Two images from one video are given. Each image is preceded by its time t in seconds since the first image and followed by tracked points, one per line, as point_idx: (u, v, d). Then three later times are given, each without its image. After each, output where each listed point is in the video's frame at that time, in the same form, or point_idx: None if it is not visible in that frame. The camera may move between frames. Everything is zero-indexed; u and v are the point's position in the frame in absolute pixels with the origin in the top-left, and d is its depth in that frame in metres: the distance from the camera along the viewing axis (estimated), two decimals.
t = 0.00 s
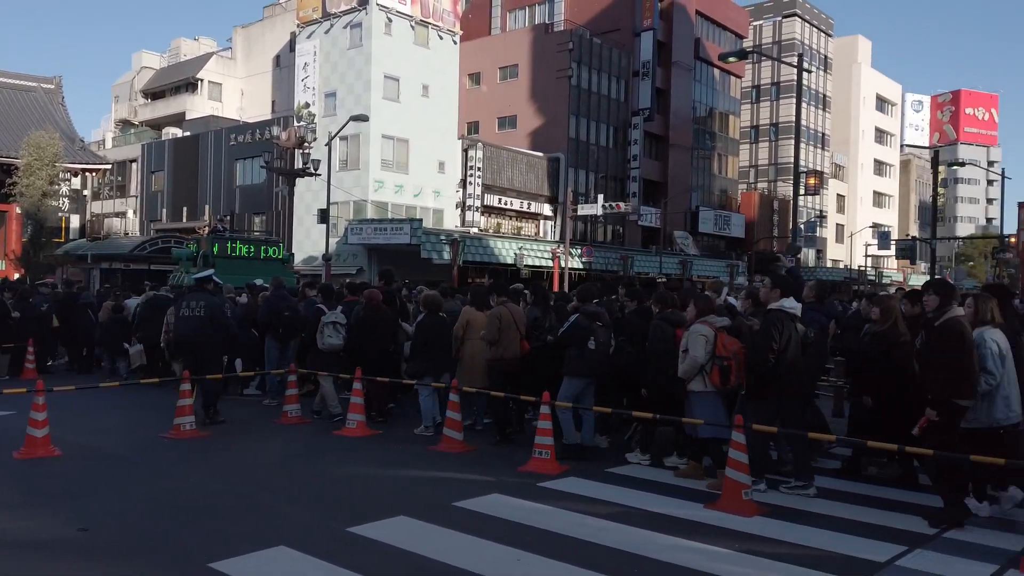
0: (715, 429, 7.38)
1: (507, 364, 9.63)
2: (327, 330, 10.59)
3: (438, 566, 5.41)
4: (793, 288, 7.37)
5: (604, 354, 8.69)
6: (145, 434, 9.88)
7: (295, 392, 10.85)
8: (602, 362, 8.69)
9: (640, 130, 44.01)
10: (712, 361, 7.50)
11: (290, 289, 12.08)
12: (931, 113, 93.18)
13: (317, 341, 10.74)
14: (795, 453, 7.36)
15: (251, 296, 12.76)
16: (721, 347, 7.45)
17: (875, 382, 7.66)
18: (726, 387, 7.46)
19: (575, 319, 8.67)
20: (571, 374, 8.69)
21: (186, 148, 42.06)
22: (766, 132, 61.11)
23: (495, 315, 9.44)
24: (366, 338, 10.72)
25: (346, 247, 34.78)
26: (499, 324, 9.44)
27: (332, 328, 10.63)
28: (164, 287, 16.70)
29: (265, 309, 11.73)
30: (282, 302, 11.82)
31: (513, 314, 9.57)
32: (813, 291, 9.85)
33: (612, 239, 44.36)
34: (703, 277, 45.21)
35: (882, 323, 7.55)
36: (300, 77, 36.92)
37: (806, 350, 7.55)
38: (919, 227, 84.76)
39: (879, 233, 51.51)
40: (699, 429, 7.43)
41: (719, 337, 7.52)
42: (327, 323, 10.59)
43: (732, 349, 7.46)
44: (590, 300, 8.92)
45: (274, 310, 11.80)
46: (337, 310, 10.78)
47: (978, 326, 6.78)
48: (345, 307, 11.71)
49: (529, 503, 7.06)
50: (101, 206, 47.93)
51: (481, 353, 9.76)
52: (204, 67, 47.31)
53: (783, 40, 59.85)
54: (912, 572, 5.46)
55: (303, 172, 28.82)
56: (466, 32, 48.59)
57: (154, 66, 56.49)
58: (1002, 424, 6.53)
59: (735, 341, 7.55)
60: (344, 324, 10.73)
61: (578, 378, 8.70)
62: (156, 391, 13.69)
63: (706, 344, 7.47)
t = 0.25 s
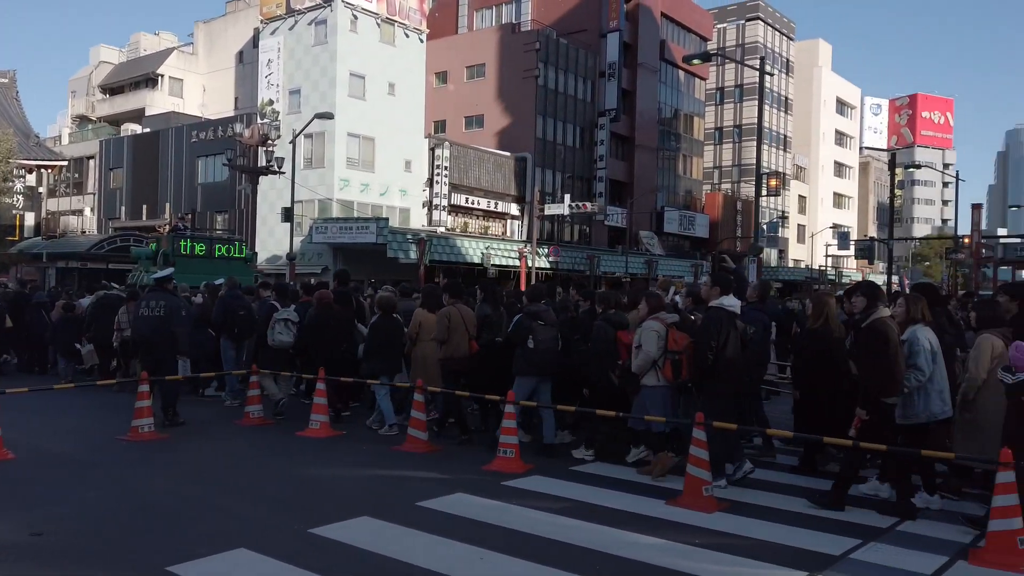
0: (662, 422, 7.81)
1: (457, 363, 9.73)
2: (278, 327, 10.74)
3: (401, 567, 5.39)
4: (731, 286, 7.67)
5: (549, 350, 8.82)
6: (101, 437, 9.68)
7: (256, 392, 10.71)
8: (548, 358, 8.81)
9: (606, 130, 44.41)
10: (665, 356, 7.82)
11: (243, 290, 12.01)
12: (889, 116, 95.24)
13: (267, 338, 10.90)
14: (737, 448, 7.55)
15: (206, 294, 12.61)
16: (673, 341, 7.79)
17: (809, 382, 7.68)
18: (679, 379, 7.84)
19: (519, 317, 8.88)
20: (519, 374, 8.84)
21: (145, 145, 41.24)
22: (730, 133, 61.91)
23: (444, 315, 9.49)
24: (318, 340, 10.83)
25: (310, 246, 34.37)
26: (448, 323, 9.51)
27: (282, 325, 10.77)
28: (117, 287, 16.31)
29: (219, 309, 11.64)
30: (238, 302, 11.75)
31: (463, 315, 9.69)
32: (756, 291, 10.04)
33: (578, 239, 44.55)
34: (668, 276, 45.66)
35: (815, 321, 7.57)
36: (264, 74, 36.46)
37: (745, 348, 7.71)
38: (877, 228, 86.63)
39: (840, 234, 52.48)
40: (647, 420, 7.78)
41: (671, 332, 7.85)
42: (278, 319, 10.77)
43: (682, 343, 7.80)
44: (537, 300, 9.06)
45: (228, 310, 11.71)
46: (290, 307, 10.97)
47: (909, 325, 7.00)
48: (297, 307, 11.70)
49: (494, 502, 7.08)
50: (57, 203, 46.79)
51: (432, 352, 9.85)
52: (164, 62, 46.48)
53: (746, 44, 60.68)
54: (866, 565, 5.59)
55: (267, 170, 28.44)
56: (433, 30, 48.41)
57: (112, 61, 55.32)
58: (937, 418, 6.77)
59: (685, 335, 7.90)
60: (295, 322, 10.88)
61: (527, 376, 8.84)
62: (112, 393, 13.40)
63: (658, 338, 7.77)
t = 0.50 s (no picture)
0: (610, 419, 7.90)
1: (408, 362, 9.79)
2: (224, 327, 10.88)
3: (363, 566, 5.38)
4: (677, 284, 7.71)
5: (491, 348, 8.90)
6: (57, 439, 9.47)
7: (217, 394, 10.57)
8: (493, 356, 8.89)
9: (573, 131, 44.64)
10: (616, 353, 7.93)
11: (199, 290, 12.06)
12: (849, 120, 97.08)
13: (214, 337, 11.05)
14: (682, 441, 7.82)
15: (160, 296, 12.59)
16: (624, 339, 7.92)
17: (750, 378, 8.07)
18: (630, 376, 7.92)
19: (463, 317, 9.09)
20: (466, 372, 8.98)
21: (103, 141, 40.40)
22: (694, 134, 62.60)
23: (396, 311, 9.50)
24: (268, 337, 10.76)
25: (274, 245, 33.98)
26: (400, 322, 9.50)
27: (229, 326, 10.93)
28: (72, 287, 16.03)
29: (175, 308, 11.75)
30: (194, 302, 11.85)
31: (413, 313, 9.64)
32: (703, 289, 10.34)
33: (545, 238, 44.66)
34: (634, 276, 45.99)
35: (755, 318, 7.91)
36: (226, 70, 35.93)
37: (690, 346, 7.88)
38: (837, 228, 88.26)
39: (801, 234, 53.35)
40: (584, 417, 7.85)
41: (622, 330, 7.98)
42: (225, 319, 10.90)
43: (634, 340, 7.91)
44: (483, 299, 9.20)
45: (184, 309, 11.79)
46: (238, 308, 11.16)
47: (842, 324, 7.16)
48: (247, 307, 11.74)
49: (459, 501, 7.07)
50: (11, 200, 45.63)
51: (381, 349, 10.01)
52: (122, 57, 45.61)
53: (710, 46, 61.40)
54: (821, 557, 5.72)
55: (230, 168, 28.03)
56: (399, 29, 48.17)
57: (69, 55, 54.13)
58: (864, 412, 7.07)
59: (636, 333, 8.01)
60: (242, 321, 11.03)
61: (469, 374, 8.96)
62: (68, 394, 13.13)
63: (610, 336, 7.93)
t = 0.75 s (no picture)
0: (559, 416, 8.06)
1: (359, 360, 9.79)
2: (165, 327, 10.80)
3: (323, 566, 5.35)
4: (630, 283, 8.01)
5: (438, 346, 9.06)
6: (7, 442, 9.22)
7: (176, 394, 10.39)
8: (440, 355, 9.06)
9: (539, 131, 44.96)
10: (564, 353, 8.12)
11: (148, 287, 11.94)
12: (809, 122, 98.82)
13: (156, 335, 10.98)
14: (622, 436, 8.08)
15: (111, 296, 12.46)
16: (571, 339, 8.09)
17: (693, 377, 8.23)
18: (577, 375, 8.10)
19: (410, 316, 9.10)
20: (414, 369, 9.11)
21: (58, 137, 39.45)
22: (658, 135, 63.16)
23: (347, 311, 9.59)
24: (211, 338, 10.73)
25: (235, 243, 33.49)
26: (350, 322, 9.60)
27: (170, 325, 10.83)
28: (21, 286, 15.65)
29: (124, 307, 11.66)
30: (144, 301, 11.77)
31: (364, 310, 9.74)
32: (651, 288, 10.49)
33: (511, 238, 44.68)
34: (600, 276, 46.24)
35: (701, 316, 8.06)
36: (186, 66, 35.27)
37: (638, 344, 8.08)
38: (797, 228, 89.76)
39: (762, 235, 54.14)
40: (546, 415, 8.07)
41: (570, 330, 8.16)
42: (166, 319, 10.82)
43: (581, 341, 8.10)
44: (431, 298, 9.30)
45: (135, 309, 11.70)
46: (181, 308, 11.00)
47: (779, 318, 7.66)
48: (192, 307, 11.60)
49: (421, 501, 7.05)
50: None
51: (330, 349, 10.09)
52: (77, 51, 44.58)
53: (674, 48, 62.00)
54: (777, 551, 5.83)
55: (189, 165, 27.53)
56: (363, 26, 47.81)
57: (22, 48, 52.74)
58: (788, 404, 7.47)
59: (584, 333, 8.21)
60: (185, 321, 10.90)
61: (419, 372, 9.12)
62: (18, 395, 12.78)
63: (557, 336, 8.11)
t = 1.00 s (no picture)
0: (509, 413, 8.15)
1: (303, 359, 9.92)
2: (109, 326, 10.82)
3: (284, 568, 5.30)
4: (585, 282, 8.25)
5: (391, 346, 9.11)
6: None
7: (133, 396, 10.18)
8: (392, 354, 9.11)
9: (505, 130, 44.54)
10: (513, 351, 8.25)
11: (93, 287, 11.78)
12: (770, 124, 100.29)
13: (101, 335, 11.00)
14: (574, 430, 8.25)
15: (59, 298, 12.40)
16: (519, 338, 8.23)
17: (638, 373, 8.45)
18: (526, 373, 8.27)
19: (362, 316, 9.06)
20: (368, 370, 9.04)
21: (11, 132, 38.44)
22: (623, 136, 63.61)
23: (289, 312, 9.71)
24: (156, 338, 10.69)
25: (196, 242, 32.95)
26: (293, 322, 9.70)
27: (114, 324, 10.85)
28: None
29: (69, 307, 11.51)
30: (89, 301, 11.62)
31: (308, 311, 9.87)
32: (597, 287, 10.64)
33: (477, 237, 44.63)
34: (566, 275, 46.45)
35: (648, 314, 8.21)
36: (144, 61, 34.59)
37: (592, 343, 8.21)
38: (759, 229, 91.10)
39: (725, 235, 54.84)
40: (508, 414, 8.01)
41: (518, 329, 8.29)
42: (110, 318, 10.85)
43: (529, 339, 8.27)
44: (382, 297, 9.33)
45: (79, 310, 11.59)
46: (124, 306, 11.07)
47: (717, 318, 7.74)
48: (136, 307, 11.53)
49: (383, 501, 7.02)
50: None
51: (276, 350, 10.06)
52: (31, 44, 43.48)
53: (639, 50, 62.50)
54: (736, 546, 5.92)
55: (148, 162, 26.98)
56: (327, 23, 47.38)
57: None
58: (734, 400, 7.57)
59: (532, 331, 8.37)
60: (129, 320, 10.96)
61: (376, 373, 9.07)
62: None
63: (506, 335, 8.19)
